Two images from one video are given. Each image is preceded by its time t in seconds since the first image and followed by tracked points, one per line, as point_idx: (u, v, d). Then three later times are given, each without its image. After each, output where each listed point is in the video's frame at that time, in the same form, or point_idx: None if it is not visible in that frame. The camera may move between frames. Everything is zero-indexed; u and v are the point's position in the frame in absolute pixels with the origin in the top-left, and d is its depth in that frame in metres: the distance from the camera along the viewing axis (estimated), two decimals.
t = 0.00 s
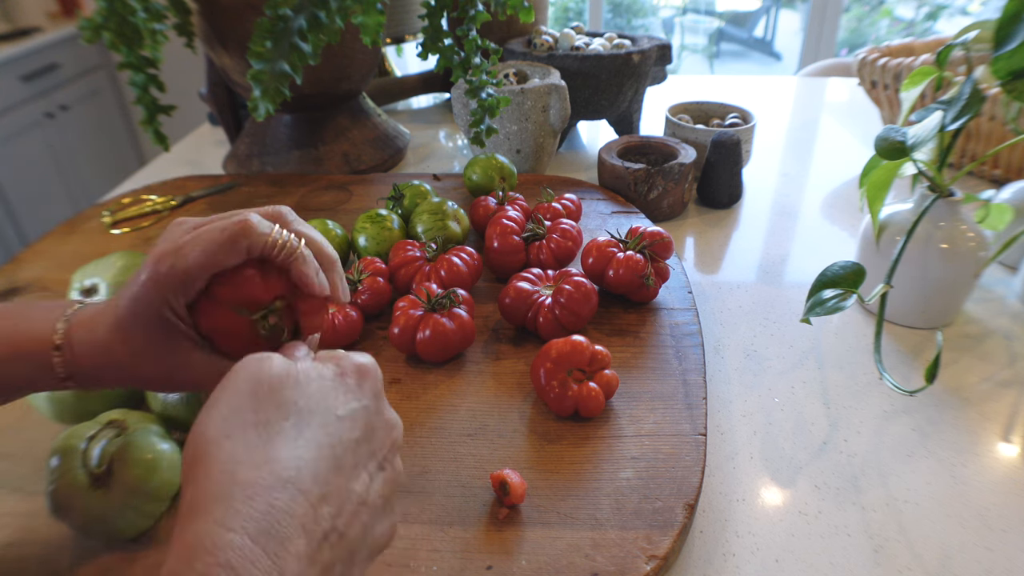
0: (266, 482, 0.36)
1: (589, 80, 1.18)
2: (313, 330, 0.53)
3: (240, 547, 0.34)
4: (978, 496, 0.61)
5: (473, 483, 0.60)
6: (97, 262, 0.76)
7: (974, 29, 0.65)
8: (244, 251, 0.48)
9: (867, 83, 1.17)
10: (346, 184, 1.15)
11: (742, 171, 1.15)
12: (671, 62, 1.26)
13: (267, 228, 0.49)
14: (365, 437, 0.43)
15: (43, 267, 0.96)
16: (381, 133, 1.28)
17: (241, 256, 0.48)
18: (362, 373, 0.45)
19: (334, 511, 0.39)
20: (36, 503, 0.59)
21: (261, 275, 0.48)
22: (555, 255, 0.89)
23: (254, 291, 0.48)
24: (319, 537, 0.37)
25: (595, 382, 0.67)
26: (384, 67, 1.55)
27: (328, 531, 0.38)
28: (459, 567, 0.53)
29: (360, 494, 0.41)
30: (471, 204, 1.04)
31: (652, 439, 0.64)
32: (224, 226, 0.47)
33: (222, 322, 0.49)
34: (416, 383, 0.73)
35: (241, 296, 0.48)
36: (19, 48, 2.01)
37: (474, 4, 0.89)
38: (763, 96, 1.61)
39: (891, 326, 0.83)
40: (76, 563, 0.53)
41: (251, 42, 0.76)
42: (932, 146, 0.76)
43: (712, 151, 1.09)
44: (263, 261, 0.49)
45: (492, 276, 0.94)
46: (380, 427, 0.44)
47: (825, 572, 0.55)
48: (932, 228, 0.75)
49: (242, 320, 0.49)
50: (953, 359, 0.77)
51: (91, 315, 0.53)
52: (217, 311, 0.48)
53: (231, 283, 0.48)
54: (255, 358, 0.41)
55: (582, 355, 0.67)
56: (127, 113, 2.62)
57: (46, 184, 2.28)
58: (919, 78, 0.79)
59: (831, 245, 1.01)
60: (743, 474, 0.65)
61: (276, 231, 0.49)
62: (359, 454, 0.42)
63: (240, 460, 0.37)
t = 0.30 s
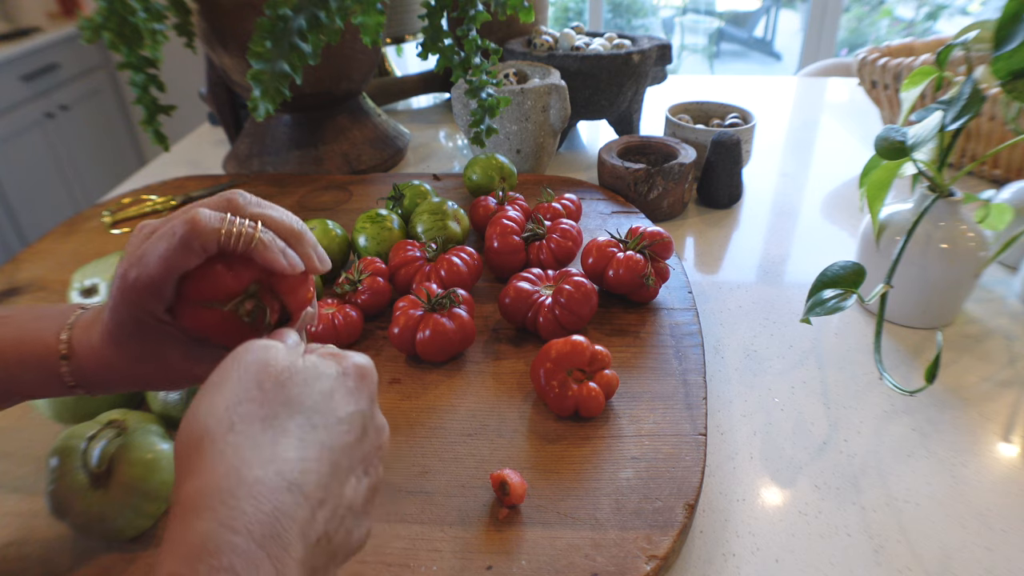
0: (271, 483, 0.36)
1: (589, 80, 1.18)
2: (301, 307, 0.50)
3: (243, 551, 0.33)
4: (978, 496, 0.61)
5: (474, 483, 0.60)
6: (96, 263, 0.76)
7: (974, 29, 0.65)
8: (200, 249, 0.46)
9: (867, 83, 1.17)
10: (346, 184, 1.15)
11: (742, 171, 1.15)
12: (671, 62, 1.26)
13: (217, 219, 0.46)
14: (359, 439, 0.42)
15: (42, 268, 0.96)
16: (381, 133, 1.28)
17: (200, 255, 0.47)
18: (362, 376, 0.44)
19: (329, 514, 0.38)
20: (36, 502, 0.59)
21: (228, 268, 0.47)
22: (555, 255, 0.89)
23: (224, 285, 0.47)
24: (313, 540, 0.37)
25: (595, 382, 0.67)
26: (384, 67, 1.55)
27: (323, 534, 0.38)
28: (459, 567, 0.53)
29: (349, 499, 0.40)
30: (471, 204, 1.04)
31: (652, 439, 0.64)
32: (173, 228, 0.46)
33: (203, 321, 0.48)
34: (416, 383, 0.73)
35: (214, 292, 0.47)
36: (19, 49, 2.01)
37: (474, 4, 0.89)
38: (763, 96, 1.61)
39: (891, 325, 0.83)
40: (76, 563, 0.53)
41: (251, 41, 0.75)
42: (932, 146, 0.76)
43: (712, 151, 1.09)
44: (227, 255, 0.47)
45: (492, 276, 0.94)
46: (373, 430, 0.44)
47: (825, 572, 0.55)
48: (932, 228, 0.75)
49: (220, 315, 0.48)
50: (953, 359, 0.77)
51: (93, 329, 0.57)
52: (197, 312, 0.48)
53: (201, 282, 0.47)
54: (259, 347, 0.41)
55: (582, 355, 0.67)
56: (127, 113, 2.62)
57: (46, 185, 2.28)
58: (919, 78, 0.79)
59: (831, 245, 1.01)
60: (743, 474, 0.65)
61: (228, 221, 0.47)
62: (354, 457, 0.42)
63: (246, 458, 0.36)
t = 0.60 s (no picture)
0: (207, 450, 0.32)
1: (589, 80, 1.18)
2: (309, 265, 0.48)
3: (165, 520, 0.31)
4: (978, 496, 0.61)
5: (473, 483, 0.60)
6: (96, 263, 0.76)
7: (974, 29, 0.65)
8: (199, 200, 0.46)
9: (867, 83, 1.17)
10: (346, 184, 1.15)
11: (742, 171, 1.15)
12: (671, 62, 1.26)
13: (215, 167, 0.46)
14: (342, 388, 0.38)
15: (42, 268, 0.96)
16: (381, 133, 1.28)
17: (200, 208, 0.46)
18: (339, 319, 0.40)
19: (295, 474, 0.35)
20: (36, 503, 0.59)
21: (243, 222, 0.46)
22: (555, 255, 0.89)
23: (229, 242, 0.46)
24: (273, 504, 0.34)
25: (595, 382, 0.67)
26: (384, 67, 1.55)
27: (289, 496, 0.35)
28: (459, 567, 0.53)
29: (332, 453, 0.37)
30: (471, 205, 1.04)
31: (652, 439, 0.64)
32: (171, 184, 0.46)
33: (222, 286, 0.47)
34: (417, 383, 0.73)
35: (215, 255, 0.46)
36: (20, 48, 2.00)
37: (474, 4, 0.89)
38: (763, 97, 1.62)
39: (891, 326, 0.83)
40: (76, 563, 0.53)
41: (251, 41, 0.75)
42: (933, 146, 0.76)
43: (712, 151, 1.09)
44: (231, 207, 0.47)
45: (492, 276, 0.94)
46: (367, 373, 0.40)
47: (825, 572, 0.55)
48: (932, 228, 0.75)
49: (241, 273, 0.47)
50: (953, 359, 0.77)
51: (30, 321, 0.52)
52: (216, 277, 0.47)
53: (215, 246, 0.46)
54: (210, 311, 0.37)
55: (582, 355, 0.67)
56: (127, 113, 2.62)
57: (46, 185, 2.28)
58: (919, 78, 0.79)
59: (831, 245, 1.01)
60: (743, 474, 0.65)
61: (225, 169, 0.46)
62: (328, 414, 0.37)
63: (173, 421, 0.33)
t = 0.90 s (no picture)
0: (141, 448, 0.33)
1: (589, 80, 1.18)
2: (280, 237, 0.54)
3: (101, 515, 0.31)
4: (978, 496, 0.61)
5: (473, 483, 0.60)
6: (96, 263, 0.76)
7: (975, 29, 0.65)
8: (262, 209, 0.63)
9: (867, 83, 1.17)
10: (346, 184, 1.15)
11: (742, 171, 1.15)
12: (671, 62, 1.26)
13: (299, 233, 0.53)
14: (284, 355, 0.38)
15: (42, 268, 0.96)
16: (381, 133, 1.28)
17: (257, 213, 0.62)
18: (263, 299, 0.39)
19: (236, 447, 0.35)
20: (35, 503, 0.59)
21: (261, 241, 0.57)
22: (555, 255, 0.89)
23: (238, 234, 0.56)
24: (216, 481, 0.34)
25: (595, 382, 0.67)
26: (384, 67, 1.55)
27: (228, 466, 0.34)
28: (459, 567, 0.53)
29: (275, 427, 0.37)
30: (472, 204, 1.04)
31: (652, 439, 0.64)
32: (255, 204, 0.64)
33: (197, 287, 0.53)
34: (417, 383, 0.73)
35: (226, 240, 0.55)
36: (20, 48, 2.01)
37: (475, 4, 0.89)
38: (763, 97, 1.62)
39: (891, 325, 0.83)
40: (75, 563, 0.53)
41: (251, 42, 0.75)
42: (932, 146, 0.76)
43: (713, 151, 1.09)
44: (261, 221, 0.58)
45: (492, 276, 0.94)
46: (308, 338, 0.39)
47: (825, 572, 0.55)
48: (932, 228, 0.75)
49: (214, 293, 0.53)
50: (953, 359, 0.77)
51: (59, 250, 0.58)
52: (200, 277, 0.53)
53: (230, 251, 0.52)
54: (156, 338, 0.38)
55: (582, 355, 0.67)
56: (127, 113, 2.62)
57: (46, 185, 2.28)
58: (919, 78, 0.79)
59: (831, 245, 1.01)
60: (743, 474, 0.65)
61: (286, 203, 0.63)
62: (264, 385, 0.37)
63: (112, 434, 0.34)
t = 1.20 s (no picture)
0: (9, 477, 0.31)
1: (589, 80, 1.18)
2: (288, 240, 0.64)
3: None
4: (978, 496, 0.61)
5: (474, 483, 0.60)
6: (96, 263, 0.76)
7: (975, 29, 0.65)
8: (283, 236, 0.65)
9: (867, 83, 1.17)
10: (347, 184, 1.15)
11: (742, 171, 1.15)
12: (671, 62, 1.26)
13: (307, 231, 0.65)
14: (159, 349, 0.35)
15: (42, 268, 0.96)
16: (381, 133, 1.28)
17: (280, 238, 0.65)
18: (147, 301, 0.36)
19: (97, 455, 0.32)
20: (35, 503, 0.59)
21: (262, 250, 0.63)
22: (555, 255, 0.89)
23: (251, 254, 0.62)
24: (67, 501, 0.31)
25: (595, 382, 0.67)
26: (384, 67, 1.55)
27: (87, 477, 0.32)
28: (459, 567, 0.53)
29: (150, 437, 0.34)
30: (471, 204, 1.04)
31: (652, 439, 0.64)
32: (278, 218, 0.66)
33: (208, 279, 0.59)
34: (417, 383, 0.73)
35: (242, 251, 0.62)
36: (19, 48, 2.00)
37: (475, 4, 0.89)
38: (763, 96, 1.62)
39: (891, 325, 0.83)
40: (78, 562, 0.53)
41: (251, 41, 0.75)
42: (933, 146, 0.76)
43: (712, 151, 1.09)
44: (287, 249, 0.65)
45: (492, 276, 0.94)
46: (183, 325, 0.36)
47: (825, 572, 0.55)
48: (932, 228, 0.75)
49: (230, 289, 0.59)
50: (953, 359, 0.77)
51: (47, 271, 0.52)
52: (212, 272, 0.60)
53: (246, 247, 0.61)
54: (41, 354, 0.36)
55: (582, 355, 0.67)
56: (127, 113, 2.62)
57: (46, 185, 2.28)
58: (919, 78, 0.79)
59: (831, 245, 1.01)
60: (743, 474, 0.65)
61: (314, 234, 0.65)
62: (133, 389, 0.34)
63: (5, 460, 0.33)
